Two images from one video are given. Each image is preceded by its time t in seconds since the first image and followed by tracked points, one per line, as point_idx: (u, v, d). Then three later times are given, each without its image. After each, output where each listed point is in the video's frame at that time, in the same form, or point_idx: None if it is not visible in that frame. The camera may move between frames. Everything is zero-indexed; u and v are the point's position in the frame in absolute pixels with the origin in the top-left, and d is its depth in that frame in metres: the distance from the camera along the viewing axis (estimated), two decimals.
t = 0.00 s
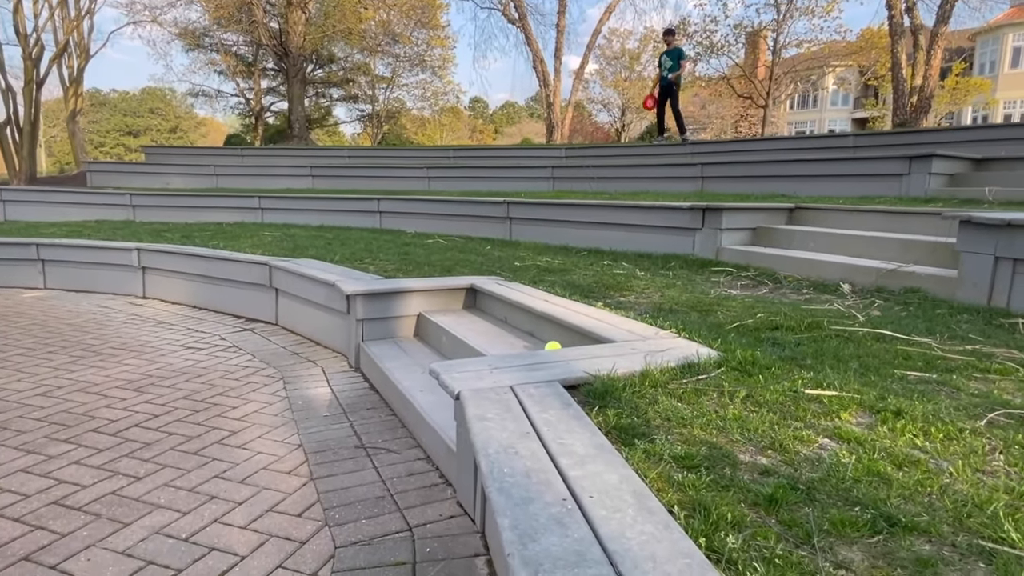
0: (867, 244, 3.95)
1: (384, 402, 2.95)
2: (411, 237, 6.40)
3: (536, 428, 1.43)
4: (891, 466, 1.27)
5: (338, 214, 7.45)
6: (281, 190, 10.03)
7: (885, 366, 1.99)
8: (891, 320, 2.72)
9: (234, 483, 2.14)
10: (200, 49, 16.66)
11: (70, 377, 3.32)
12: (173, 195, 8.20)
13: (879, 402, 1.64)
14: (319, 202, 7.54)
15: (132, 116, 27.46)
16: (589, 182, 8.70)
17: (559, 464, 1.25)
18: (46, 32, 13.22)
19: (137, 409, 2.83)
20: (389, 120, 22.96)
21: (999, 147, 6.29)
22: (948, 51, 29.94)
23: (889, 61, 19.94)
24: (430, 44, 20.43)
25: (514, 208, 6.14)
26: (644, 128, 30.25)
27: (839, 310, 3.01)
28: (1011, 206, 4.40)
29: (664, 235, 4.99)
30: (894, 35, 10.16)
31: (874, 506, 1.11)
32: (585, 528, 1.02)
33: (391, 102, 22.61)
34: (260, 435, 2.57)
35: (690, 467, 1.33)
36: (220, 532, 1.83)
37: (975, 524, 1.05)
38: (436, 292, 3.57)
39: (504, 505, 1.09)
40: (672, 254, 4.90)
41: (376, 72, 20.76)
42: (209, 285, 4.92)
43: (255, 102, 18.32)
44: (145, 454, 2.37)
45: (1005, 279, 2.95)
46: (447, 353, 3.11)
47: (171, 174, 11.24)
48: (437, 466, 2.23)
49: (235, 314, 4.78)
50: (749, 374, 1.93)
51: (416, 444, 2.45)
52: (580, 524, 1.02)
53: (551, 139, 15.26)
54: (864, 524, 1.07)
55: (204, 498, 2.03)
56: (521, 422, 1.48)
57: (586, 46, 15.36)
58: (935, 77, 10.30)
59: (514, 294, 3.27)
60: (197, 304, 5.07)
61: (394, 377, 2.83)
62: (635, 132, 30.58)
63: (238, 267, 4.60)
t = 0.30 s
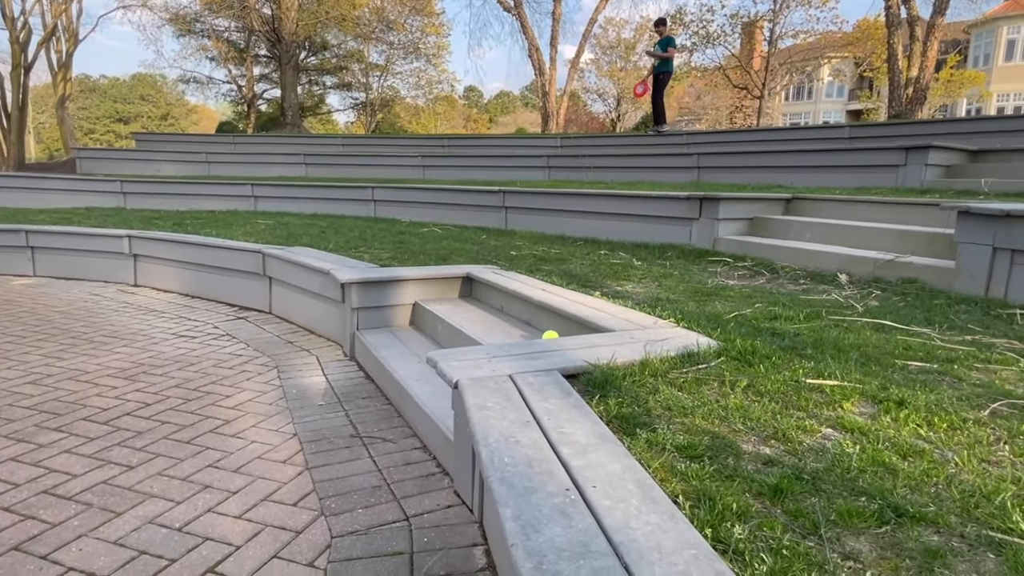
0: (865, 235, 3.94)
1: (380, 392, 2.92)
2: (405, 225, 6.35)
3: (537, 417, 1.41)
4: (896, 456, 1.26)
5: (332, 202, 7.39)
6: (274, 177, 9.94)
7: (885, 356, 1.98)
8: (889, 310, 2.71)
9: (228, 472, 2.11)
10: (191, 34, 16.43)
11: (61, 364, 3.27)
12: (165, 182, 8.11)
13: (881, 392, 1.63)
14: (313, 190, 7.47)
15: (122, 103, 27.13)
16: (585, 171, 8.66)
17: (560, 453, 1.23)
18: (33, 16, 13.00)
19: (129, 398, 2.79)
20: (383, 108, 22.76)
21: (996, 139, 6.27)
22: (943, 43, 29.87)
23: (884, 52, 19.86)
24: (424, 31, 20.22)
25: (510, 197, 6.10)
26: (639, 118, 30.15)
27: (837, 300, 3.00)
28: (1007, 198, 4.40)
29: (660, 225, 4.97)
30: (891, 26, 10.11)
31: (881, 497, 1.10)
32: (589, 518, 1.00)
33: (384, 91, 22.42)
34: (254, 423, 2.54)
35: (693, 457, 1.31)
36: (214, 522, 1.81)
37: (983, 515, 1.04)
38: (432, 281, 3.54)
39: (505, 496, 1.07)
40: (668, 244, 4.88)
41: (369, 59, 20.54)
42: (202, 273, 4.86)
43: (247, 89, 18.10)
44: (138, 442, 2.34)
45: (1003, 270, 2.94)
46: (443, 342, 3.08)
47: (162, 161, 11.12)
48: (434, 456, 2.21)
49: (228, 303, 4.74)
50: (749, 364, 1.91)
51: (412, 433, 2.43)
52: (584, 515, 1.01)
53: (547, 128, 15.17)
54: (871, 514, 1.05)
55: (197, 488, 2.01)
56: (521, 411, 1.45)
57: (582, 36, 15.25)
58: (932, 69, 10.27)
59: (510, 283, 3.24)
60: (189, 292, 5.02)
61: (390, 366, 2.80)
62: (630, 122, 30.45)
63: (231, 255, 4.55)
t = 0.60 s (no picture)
0: (863, 226, 3.93)
1: (376, 380, 2.90)
2: (401, 214, 6.30)
3: (539, 405, 1.39)
4: (903, 445, 1.25)
5: (326, 191, 7.32)
6: (268, 166, 9.85)
7: (886, 346, 1.97)
8: (889, 301, 2.71)
9: (223, 461, 2.08)
10: (182, 21, 16.20)
11: (52, 352, 3.23)
12: (156, 169, 8.01)
13: (885, 380, 1.62)
14: (307, 179, 7.39)
15: (113, 90, 26.79)
16: (582, 161, 8.62)
17: (564, 441, 1.22)
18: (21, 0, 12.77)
19: (122, 386, 2.76)
20: (377, 97, 22.55)
21: (992, 131, 6.27)
22: (939, 36, 29.83)
23: (880, 45, 19.80)
24: (419, 20, 20.00)
25: (506, 186, 6.06)
26: (634, 109, 30.04)
27: (836, 290, 2.99)
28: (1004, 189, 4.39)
29: (658, 215, 4.94)
30: (888, 17, 10.07)
31: (889, 485, 1.09)
32: (596, 506, 0.98)
33: (378, 80, 22.22)
34: (250, 412, 2.51)
35: (697, 446, 1.29)
36: (210, 512, 1.78)
37: (993, 503, 1.03)
38: (429, 270, 3.51)
39: (510, 485, 1.05)
40: (665, 234, 4.86)
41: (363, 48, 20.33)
42: (195, 262, 4.81)
43: (239, 77, 17.87)
44: (132, 431, 2.30)
45: (1002, 261, 2.94)
46: (440, 331, 3.05)
47: (154, 149, 10.99)
48: (432, 445, 2.19)
49: (222, 291, 4.69)
50: (751, 353, 1.90)
51: (410, 422, 2.41)
52: (591, 503, 0.99)
53: (543, 119, 15.08)
54: (881, 503, 1.04)
55: (193, 476, 1.98)
56: (523, 398, 1.44)
57: (578, 25, 15.13)
58: (928, 61, 10.25)
59: (508, 272, 3.22)
60: (182, 281, 4.96)
61: (387, 355, 2.78)
62: (625, 113, 30.31)
63: (225, 243, 4.50)
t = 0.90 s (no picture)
0: (859, 219, 3.93)
1: (373, 372, 2.89)
2: (396, 206, 6.27)
3: (540, 396, 1.39)
4: (902, 436, 1.25)
5: (320, 182, 7.28)
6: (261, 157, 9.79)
7: (883, 338, 1.98)
8: (885, 294, 2.72)
9: (220, 452, 2.08)
10: (174, 10, 16.04)
11: (45, 343, 3.20)
12: (149, 160, 7.94)
13: (882, 372, 1.63)
14: (301, 170, 7.35)
15: (104, 80, 26.52)
16: (578, 154, 8.60)
17: (565, 432, 1.22)
18: None
19: (116, 377, 2.74)
20: (371, 88, 22.37)
21: (987, 126, 6.28)
22: (934, 30, 29.83)
23: (875, 39, 19.78)
24: (413, 10, 20.21)
25: (502, 178, 6.03)
26: (629, 102, 29.97)
27: (832, 283, 3.00)
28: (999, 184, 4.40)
29: (654, 207, 4.94)
30: (884, 11, 10.05)
31: (889, 475, 1.09)
32: (598, 497, 0.98)
33: (373, 70, 22.05)
34: (247, 404, 2.51)
35: (698, 436, 1.30)
36: (207, 503, 1.78)
37: (991, 494, 1.04)
38: (426, 262, 3.50)
39: (512, 476, 1.05)
40: (662, 226, 4.86)
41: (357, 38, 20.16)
42: (189, 253, 4.77)
43: (232, 67, 17.69)
44: (127, 422, 2.29)
45: (996, 255, 2.95)
46: (437, 323, 3.05)
47: (146, 139, 10.90)
48: (430, 436, 2.19)
49: (216, 283, 4.66)
50: (750, 345, 1.90)
51: (407, 413, 2.41)
52: (593, 494, 0.99)
53: (538, 111, 15.03)
54: (881, 494, 1.04)
55: (189, 468, 1.97)
56: (523, 390, 1.43)
57: (574, 17, 15.06)
58: (924, 56, 10.25)
59: (505, 264, 3.21)
60: (177, 272, 4.93)
61: (383, 347, 2.77)
62: (620, 106, 30.22)
63: (219, 234, 4.46)
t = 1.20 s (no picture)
0: (851, 214, 3.94)
1: (365, 365, 2.89)
2: (390, 199, 6.25)
3: (531, 389, 1.39)
4: (891, 429, 1.26)
5: (314, 175, 7.24)
6: (254, 149, 9.72)
7: (874, 331, 1.99)
8: (878, 287, 2.73)
9: (212, 445, 2.07)
10: None
11: (35, 336, 3.18)
12: (140, 151, 7.87)
13: (873, 365, 1.63)
14: (295, 162, 7.30)
15: (95, 71, 26.24)
16: (572, 147, 8.58)
17: (556, 425, 1.21)
18: None
19: (107, 370, 2.73)
20: (366, 80, 22.15)
21: (980, 121, 6.30)
22: (929, 25, 29.83)
23: (870, 33, 19.76)
24: (409, 3, 20.28)
25: (496, 171, 6.02)
26: (625, 96, 29.89)
27: (825, 277, 3.01)
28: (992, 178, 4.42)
29: (648, 201, 4.93)
30: (880, 5, 10.03)
31: (879, 468, 1.10)
32: (588, 489, 0.98)
33: (367, 62, 21.88)
34: (238, 396, 2.49)
35: (689, 429, 1.30)
36: (198, 496, 1.77)
37: (979, 486, 1.04)
38: (419, 255, 3.49)
39: (503, 468, 1.04)
40: (656, 220, 4.86)
41: (352, 30, 20.01)
42: (182, 245, 4.74)
43: (224, 58, 17.53)
44: (118, 415, 2.28)
45: (987, 250, 2.97)
46: (430, 316, 3.04)
47: (138, 131, 10.81)
48: (422, 429, 2.19)
49: (209, 275, 4.63)
50: (741, 338, 1.91)
51: (400, 406, 2.40)
52: (584, 486, 0.99)
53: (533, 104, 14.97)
54: (870, 486, 1.05)
55: (181, 461, 1.96)
56: (515, 382, 1.43)
57: (570, 10, 14.99)
58: (918, 51, 10.24)
59: (498, 257, 3.20)
60: (169, 264, 4.90)
61: (376, 340, 2.76)
62: (616, 100, 30.16)
63: (212, 227, 4.44)
